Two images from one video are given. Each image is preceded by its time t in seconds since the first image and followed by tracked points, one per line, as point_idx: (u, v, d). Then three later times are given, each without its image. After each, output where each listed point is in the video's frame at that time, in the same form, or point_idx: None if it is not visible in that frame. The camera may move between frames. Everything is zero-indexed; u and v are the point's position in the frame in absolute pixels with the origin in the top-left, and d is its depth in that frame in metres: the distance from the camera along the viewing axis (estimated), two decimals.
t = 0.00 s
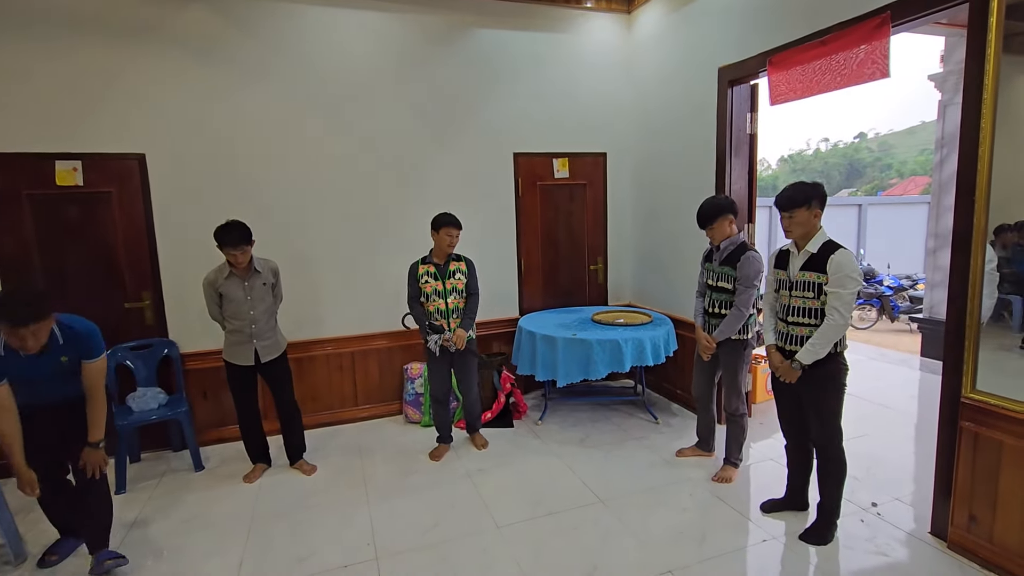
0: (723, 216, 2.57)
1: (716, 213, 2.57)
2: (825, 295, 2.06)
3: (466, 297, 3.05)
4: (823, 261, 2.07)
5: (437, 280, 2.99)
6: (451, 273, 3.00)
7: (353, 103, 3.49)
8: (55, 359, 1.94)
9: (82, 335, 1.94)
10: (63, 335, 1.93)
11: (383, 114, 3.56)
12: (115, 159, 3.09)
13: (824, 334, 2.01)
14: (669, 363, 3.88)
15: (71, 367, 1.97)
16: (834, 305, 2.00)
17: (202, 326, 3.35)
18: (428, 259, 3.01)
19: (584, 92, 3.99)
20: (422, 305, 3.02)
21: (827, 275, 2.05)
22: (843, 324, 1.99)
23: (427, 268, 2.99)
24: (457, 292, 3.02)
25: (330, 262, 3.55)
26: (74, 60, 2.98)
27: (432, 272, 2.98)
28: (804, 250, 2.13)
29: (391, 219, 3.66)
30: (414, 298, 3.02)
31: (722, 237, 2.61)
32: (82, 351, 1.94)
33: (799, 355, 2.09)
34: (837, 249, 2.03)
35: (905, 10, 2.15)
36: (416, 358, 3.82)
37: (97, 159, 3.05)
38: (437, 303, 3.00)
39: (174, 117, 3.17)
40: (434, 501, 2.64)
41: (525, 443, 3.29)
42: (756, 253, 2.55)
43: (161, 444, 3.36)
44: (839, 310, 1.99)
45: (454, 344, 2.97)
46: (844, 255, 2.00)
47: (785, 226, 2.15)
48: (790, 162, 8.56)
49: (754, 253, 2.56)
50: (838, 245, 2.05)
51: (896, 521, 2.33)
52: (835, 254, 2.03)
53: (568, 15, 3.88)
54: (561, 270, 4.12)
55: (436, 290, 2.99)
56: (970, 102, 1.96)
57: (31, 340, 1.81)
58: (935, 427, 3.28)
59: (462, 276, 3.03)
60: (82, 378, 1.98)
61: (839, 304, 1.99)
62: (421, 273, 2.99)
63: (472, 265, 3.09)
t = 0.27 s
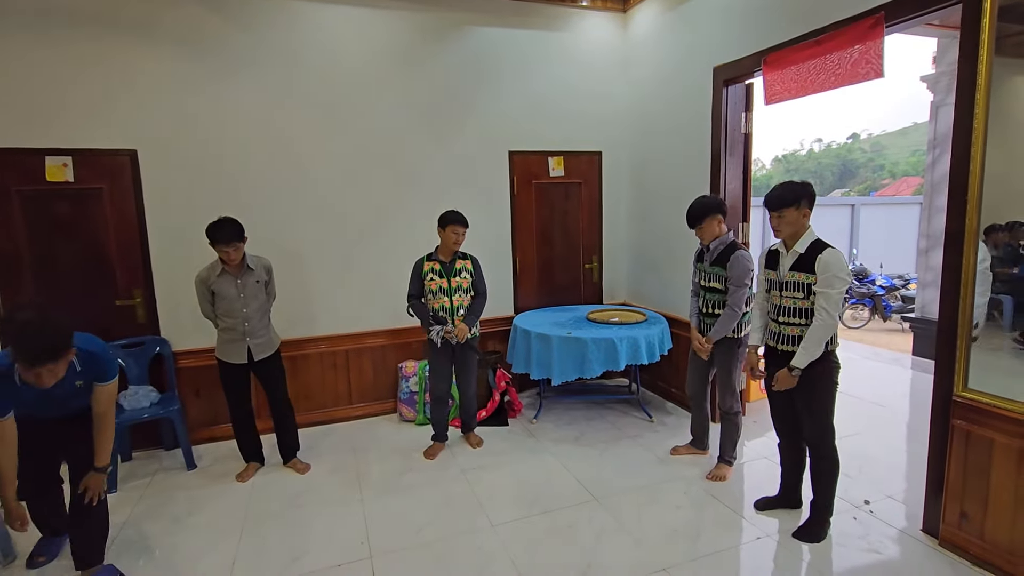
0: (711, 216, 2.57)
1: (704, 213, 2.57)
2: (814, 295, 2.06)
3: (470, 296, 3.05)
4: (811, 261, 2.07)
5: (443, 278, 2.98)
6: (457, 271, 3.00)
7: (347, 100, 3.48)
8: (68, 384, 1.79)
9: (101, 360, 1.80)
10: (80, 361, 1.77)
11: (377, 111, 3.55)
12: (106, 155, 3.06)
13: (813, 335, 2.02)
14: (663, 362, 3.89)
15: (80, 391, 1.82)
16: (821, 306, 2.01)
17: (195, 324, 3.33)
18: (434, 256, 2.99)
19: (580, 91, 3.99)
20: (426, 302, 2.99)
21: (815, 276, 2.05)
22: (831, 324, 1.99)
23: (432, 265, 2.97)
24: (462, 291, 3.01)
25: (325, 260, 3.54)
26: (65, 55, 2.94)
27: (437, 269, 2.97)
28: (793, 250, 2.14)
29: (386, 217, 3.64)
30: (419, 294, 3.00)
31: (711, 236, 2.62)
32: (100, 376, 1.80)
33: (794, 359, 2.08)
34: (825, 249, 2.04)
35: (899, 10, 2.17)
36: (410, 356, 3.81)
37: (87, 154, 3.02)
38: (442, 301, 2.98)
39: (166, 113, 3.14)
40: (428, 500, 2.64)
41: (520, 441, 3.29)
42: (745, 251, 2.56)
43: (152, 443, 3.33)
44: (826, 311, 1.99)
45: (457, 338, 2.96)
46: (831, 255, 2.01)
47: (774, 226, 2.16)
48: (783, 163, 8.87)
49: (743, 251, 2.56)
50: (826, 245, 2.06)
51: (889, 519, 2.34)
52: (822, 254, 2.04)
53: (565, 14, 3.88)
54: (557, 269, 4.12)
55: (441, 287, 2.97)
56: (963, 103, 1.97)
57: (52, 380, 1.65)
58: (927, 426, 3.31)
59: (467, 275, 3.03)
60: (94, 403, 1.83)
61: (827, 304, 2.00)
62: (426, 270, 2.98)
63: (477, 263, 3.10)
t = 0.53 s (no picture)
0: (692, 218, 2.58)
1: (683, 216, 2.59)
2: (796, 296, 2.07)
3: (471, 293, 3.03)
4: (792, 264, 2.08)
5: (444, 274, 2.97)
6: (458, 268, 2.98)
7: (340, 96, 3.45)
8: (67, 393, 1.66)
9: (102, 366, 1.65)
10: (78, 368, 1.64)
11: (371, 108, 3.52)
12: (95, 149, 3.02)
13: (770, 327, 2.03)
14: (656, 360, 3.90)
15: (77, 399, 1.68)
16: (790, 301, 2.02)
17: (185, 321, 3.29)
18: (436, 252, 2.99)
19: (574, 89, 3.99)
20: (427, 297, 2.99)
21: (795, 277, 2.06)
22: (790, 319, 2.01)
23: (434, 262, 2.97)
24: (463, 288, 3.00)
25: (317, 257, 3.51)
26: (52, 47, 2.90)
27: (439, 265, 2.96)
28: (777, 252, 2.14)
29: (380, 214, 3.62)
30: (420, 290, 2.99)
31: (692, 238, 2.64)
32: (99, 384, 1.67)
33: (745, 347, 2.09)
34: (808, 250, 2.04)
35: (891, 11, 2.18)
36: (403, 354, 3.79)
37: (76, 148, 2.98)
38: (443, 297, 2.97)
39: (156, 107, 3.10)
40: (420, 498, 2.62)
41: (512, 440, 3.29)
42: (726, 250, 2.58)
43: (141, 441, 3.29)
44: (791, 306, 2.01)
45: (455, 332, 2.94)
46: (813, 256, 2.01)
47: (756, 230, 2.16)
48: (774, 164, 9.06)
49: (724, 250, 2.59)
50: (808, 246, 2.06)
51: (878, 516, 2.36)
52: (804, 255, 2.04)
53: (560, 12, 3.87)
54: (550, 267, 4.11)
55: (441, 284, 2.96)
56: (954, 104, 1.99)
57: (50, 395, 1.51)
58: (916, 424, 3.34)
59: (468, 272, 3.02)
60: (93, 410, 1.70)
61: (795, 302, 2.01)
62: (428, 266, 2.97)
63: (479, 262, 3.08)
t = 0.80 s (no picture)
0: (647, 247, 2.64)
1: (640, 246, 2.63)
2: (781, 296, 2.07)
3: (469, 292, 3.03)
4: (777, 263, 2.08)
5: (442, 271, 2.95)
6: (456, 265, 2.98)
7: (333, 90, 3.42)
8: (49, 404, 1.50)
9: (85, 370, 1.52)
10: (58, 377, 1.49)
11: (364, 103, 3.50)
12: (83, 141, 2.97)
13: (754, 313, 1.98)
14: (648, 358, 3.91)
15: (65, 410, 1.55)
16: (779, 292, 1.98)
17: (174, 316, 3.26)
18: (434, 249, 2.97)
19: (569, 87, 3.98)
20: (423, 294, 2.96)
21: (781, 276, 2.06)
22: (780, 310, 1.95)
23: (432, 258, 2.95)
24: (461, 285, 2.99)
25: (308, 253, 3.48)
26: (40, 37, 2.85)
27: (437, 262, 2.95)
28: (758, 255, 2.14)
29: (372, 211, 3.60)
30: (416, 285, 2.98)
31: (652, 263, 2.71)
32: (84, 390, 1.53)
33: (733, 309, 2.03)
34: (791, 250, 2.04)
35: (884, 12, 2.19)
36: (395, 351, 3.77)
37: (63, 140, 2.93)
38: (439, 294, 2.95)
39: (146, 99, 3.06)
40: (411, 495, 2.61)
41: (504, 437, 3.28)
42: (692, 258, 2.64)
43: (128, 438, 3.25)
44: (779, 297, 1.97)
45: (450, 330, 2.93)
46: (797, 255, 2.01)
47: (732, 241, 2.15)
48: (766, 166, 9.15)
49: (689, 259, 2.64)
50: (791, 246, 2.06)
51: (866, 514, 2.39)
52: (788, 255, 2.04)
53: (555, 9, 3.86)
54: (543, 265, 4.11)
55: (439, 280, 2.95)
56: (945, 106, 2.00)
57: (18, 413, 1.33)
58: (904, 423, 3.37)
59: (466, 270, 3.01)
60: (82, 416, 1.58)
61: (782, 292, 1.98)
62: (426, 262, 2.96)
63: (476, 260, 3.09)
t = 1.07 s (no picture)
0: (615, 343, 2.49)
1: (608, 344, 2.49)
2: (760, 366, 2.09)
3: (463, 288, 3.04)
4: (740, 342, 2.09)
5: (437, 268, 2.95)
6: (452, 262, 2.98)
7: (326, 85, 3.39)
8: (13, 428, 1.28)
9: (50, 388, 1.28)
10: (14, 401, 1.25)
11: (357, 98, 3.47)
12: (70, 133, 2.92)
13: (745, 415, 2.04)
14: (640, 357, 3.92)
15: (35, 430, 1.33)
16: (756, 387, 2.04)
17: (163, 311, 3.22)
18: (429, 245, 2.95)
19: (563, 84, 3.98)
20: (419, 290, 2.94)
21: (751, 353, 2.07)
22: (768, 396, 2.02)
23: (427, 254, 2.94)
24: (456, 282, 2.99)
25: (300, 249, 3.46)
26: (26, 26, 2.80)
27: (432, 258, 2.94)
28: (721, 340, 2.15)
29: (365, 207, 3.58)
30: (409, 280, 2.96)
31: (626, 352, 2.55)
32: (59, 410, 1.31)
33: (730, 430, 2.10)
34: (748, 329, 2.06)
35: (876, 14, 2.21)
36: (386, 348, 3.76)
37: (49, 132, 2.88)
38: (434, 290, 2.95)
39: (135, 91, 3.02)
40: (402, 493, 2.61)
41: (496, 434, 3.28)
42: (653, 331, 2.58)
43: (115, 434, 3.22)
44: (760, 394, 2.02)
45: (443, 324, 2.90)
46: (756, 334, 2.04)
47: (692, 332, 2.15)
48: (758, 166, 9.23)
49: (652, 333, 2.58)
50: (747, 321, 2.08)
51: (854, 512, 2.41)
52: (749, 335, 2.06)
53: (550, 6, 3.85)
54: (536, 263, 4.11)
55: (434, 277, 2.94)
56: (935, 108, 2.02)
57: None
58: (891, 422, 3.41)
59: (462, 267, 3.02)
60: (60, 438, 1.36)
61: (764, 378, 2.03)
62: (420, 259, 2.94)
63: (471, 257, 3.09)
